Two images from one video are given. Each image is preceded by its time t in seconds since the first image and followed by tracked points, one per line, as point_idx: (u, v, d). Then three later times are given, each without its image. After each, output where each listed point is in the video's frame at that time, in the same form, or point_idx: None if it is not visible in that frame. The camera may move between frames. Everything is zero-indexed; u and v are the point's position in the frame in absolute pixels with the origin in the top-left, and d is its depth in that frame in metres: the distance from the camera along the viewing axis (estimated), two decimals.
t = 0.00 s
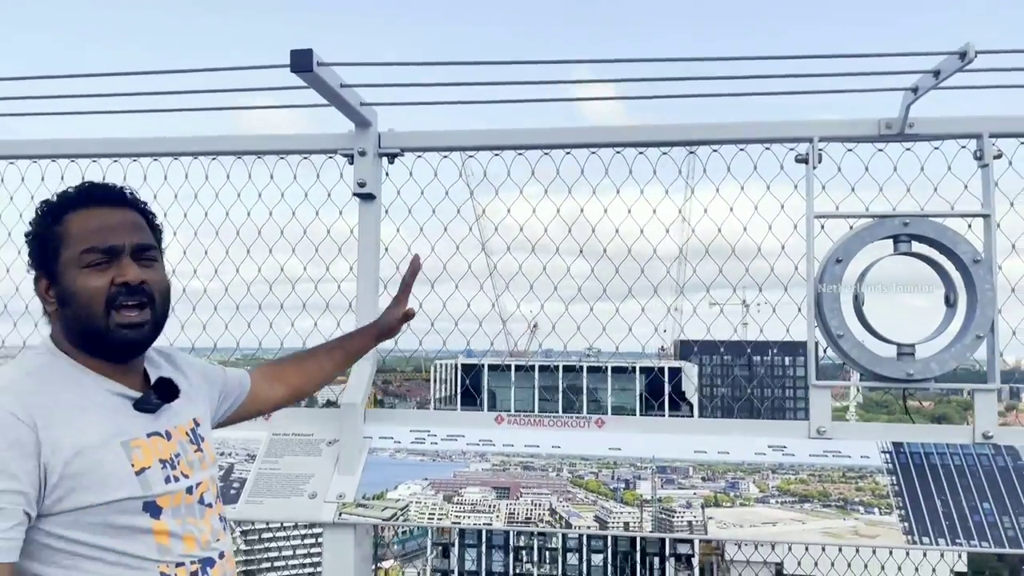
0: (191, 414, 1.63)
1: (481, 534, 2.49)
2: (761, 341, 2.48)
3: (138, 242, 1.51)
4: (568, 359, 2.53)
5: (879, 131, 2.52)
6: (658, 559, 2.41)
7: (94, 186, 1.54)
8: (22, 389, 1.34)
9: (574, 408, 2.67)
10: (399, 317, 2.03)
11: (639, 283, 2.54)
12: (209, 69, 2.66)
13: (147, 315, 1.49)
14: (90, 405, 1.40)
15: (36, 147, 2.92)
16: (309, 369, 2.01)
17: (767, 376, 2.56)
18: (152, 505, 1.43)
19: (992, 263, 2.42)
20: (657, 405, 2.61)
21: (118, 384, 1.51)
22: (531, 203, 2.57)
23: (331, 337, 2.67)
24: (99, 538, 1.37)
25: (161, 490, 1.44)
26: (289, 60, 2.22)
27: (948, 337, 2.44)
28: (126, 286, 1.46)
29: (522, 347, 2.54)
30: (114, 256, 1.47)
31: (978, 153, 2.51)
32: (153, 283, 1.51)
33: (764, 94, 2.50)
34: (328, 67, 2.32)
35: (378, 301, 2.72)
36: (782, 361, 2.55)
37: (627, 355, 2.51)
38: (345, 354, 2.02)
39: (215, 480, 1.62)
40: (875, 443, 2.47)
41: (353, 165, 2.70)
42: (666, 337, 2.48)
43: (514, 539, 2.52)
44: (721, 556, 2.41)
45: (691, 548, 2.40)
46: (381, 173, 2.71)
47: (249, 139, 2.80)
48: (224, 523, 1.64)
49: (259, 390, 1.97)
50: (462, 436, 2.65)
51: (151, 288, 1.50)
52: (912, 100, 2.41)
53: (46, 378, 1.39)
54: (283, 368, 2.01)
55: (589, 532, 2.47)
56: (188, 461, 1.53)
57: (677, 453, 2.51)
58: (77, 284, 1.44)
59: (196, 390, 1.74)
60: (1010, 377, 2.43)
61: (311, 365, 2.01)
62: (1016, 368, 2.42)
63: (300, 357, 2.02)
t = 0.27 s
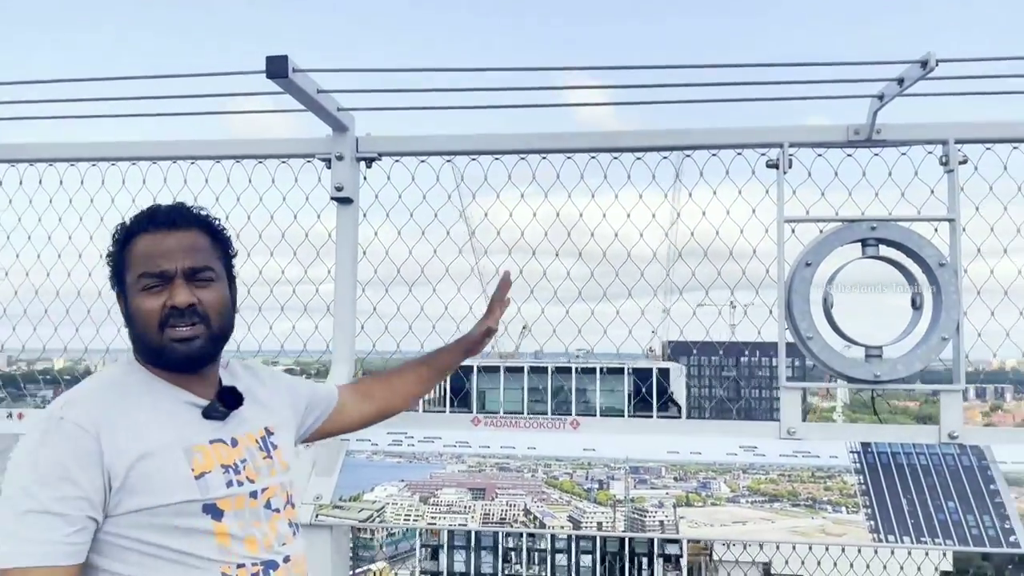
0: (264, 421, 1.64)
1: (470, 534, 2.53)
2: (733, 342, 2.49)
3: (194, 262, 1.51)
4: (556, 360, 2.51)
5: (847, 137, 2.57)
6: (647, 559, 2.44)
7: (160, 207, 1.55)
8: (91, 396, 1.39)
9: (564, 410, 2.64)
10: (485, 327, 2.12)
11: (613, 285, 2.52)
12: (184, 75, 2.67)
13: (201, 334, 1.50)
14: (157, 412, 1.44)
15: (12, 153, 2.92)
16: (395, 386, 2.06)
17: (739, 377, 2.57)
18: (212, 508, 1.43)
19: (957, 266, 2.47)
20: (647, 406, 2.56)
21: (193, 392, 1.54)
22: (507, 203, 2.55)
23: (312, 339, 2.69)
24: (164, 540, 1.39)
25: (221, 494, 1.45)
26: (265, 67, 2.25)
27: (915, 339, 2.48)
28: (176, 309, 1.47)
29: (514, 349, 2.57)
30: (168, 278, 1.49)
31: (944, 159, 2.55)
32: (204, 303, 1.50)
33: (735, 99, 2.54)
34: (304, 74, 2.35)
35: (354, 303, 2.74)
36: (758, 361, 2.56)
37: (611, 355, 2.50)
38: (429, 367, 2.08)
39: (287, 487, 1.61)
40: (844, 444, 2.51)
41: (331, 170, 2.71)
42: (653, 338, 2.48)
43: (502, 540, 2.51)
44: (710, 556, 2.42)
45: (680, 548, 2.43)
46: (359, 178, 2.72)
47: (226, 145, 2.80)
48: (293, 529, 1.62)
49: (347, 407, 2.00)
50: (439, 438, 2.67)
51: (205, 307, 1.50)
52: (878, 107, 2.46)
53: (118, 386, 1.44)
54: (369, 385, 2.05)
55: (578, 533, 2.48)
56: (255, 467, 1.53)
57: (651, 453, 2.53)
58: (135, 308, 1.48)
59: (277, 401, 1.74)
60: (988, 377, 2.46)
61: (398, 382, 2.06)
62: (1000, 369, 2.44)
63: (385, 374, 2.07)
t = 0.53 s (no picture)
0: (300, 418, 1.70)
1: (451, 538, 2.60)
2: (697, 344, 2.47)
3: (244, 261, 1.62)
4: (536, 362, 2.48)
5: (808, 142, 2.60)
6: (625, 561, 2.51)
7: (218, 209, 1.68)
8: (129, 387, 1.52)
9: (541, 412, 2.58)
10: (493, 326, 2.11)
11: (578, 288, 2.48)
12: (143, 75, 2.61)
13: (243, 328, 1.60)
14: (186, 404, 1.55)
15: None
16: (432, 392, 2.13)
17: (706, 380, 2.53)
18: (232, 496, 1.50)
19: (914, 271, 2.42)
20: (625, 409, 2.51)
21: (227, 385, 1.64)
22: (472, 205, 2.51)
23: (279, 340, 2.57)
24: (183, 523, 1.47)
25: (241, 483, 1.52)
26: (228, 68, 2.24)
27: (875, 340, 2.44)
28: (221, 302, 1.58)
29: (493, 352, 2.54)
30: (217, 273, 1.60)
31: (902, 165, 2.59)
32: (250, 301, 1.60)
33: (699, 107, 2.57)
34: (268, 76, 2.34)
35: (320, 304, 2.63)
36: (719, 364, 2.53)
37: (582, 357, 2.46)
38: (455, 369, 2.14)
39: (318, 482, 1.67)
40: (805, 445, 2.49)
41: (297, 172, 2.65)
42: (632, 340, 2.44)
43: (481, 543, 2.58)
44: (687, 557, 2.54)
45: (657, 550, 2.50)
46: (325, 180, 2.67)
47: (186, 145, 2.68)
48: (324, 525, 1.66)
49: (395, 412, 2.07)
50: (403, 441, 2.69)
51: (247, 303, 1.60)
52: (837, 113, 2.50)
53: (158, 379, 1.57)
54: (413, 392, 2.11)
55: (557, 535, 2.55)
56: (281, 460, 1.59)
57: (612, 456, 2.49)
58: (186, 298, 1.60)
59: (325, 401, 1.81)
60: (964, 379, 2.41)
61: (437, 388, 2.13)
62: (968, 370, 2.40)
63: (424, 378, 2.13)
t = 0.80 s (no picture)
0: (303, 422, 1.67)
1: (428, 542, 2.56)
2: (666, 345, 2.47)
3: (251, 263, 1.60)
4: (516, 365, 2.47)
5: (776, 147, 2.56)
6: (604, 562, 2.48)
7: (226, 210, 1.66)
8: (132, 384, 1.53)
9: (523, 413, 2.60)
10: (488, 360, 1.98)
11: (548, 290, 2.45)
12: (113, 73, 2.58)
13: (251, 331, 1.59)
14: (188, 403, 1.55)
15: None
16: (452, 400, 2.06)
17: (671, 382, 2.53)
18: (224, 497, 1.49)
19: (878, 275, 2.45)
20: (603, 411, 2.53)
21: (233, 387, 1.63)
22: (442, 206, 2.49)
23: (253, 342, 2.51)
24: (176, 522, 1.48)
25: (234, 486, 1.50)
26: (196, 69, 2.24)
27: (841, 342, 2.48)
28: (229, 306, 1.57)
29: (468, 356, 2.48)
30: (225, 276, 1.59)
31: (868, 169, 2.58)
32: (258, 303, 1.59)
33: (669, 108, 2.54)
34: (237, 77, 2.34)
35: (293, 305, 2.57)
36: (683, 368, 2.53)
37: (570, 359, 2.44)
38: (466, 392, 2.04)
39: (318, 489, 1.63)
40: (770, 445, 2.52)
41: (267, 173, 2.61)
42: (612, 342, 2.43)
43: (459, 547, 2.54)
44: (665, 560, 2.52)
45: (636, 552, 2.48)
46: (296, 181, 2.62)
47: (158, 145, 2.66)
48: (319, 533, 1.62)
49: (408, 420, 2.02)
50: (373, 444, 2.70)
51: (256, 306, 1.59)
52: (803, 118, 2.53)
53: (163, 377, 1.58)
54: (433, 399, 2.05)
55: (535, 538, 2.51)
56: (278, 465, 1.57)
57: (580, 458, 2.51)
58: (194, 301, 1.59)
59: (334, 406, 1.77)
60: (933, 382, 2.41)
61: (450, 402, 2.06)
62: (944, 374, 2.40)
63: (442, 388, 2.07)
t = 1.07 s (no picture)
0: (294, 425, 1.67)
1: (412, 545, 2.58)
2: (645, 348, 2.48)
3: (224, 263, 1.58)
4: (499, 368, 2.46)
5: (754, 151, 2.56)
6: (587, 567, 2.52)
7: (196, 210, 1.64)
8: (122, 391, 1.51)
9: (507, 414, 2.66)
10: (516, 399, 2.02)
11: (528, 292, 2.46)
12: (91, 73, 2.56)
13: (229, 332, 1.57)
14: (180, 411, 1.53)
15: None
16: (463, 408, 2.03)
17: (649, 384, 2.55)
18: (218, 506, 1.49)
19: (854, 279, 2.47)
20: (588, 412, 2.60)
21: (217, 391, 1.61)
22: (424, 207, 2.49)
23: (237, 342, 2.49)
24: (169, 532, 1.47)
25: (227, 494, 1.50)
26: (176, 69, 2.23)
27: (818, 344, 2.50)
28: (204, 308, 1.55)
29: (451, 358, 2.48)
30: (198, 277, 1.57)
31: (844, 175, 2.57)
32: (232, 303, 1.57)
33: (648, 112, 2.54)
34: (217, 77, 2.33)
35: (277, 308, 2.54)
36: (661, 370, 2.55)
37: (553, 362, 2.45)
38: (498, 409, 2.01)
39: (312, 492, 1.64)
40: (747, 447, 2.53)
41: (247, 174, 2.60)
42: (594, 345, 2.45)
43: (443, 550, 2.56)
44: (650, 563, 2.53)
45: (619, 555, 2.51)
46: (277, 182, 2.61)
47: (138, 146, 2.65)
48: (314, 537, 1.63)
49: (401, 420, 1.99)
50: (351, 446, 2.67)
51: (231, 305, 1.57)
52: (781, 122, 2.55)
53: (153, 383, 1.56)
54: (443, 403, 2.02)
55: (519, 541, 2.53)
56: (271, 471, 1.57)
57: (559, 458, 2.52)
58: (170, 305, 1.57)
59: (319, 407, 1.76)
60: (912, 386, 2.42)
61: (463, 409, 2.03)
62: (925, 377, 2.41)
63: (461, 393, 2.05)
